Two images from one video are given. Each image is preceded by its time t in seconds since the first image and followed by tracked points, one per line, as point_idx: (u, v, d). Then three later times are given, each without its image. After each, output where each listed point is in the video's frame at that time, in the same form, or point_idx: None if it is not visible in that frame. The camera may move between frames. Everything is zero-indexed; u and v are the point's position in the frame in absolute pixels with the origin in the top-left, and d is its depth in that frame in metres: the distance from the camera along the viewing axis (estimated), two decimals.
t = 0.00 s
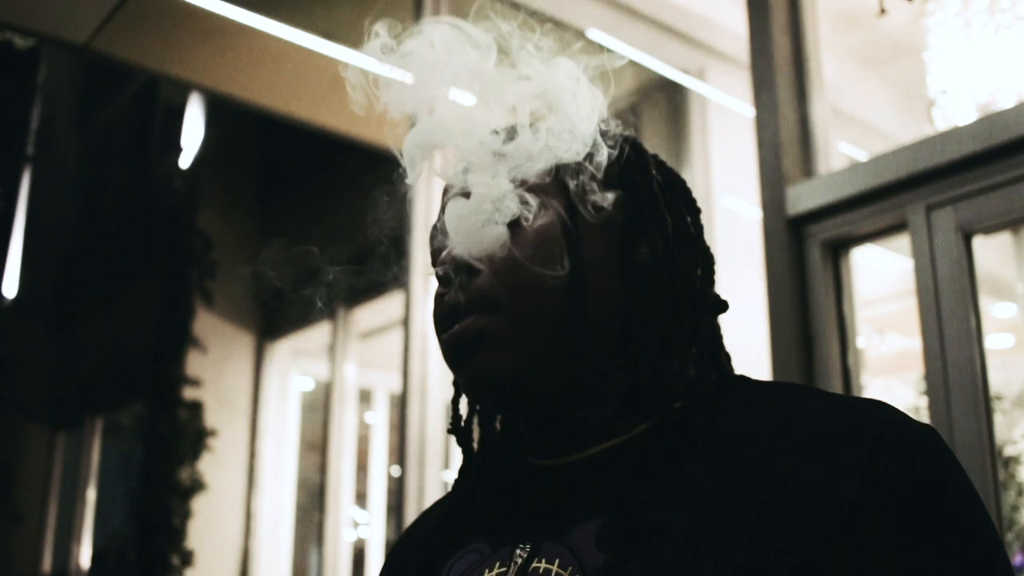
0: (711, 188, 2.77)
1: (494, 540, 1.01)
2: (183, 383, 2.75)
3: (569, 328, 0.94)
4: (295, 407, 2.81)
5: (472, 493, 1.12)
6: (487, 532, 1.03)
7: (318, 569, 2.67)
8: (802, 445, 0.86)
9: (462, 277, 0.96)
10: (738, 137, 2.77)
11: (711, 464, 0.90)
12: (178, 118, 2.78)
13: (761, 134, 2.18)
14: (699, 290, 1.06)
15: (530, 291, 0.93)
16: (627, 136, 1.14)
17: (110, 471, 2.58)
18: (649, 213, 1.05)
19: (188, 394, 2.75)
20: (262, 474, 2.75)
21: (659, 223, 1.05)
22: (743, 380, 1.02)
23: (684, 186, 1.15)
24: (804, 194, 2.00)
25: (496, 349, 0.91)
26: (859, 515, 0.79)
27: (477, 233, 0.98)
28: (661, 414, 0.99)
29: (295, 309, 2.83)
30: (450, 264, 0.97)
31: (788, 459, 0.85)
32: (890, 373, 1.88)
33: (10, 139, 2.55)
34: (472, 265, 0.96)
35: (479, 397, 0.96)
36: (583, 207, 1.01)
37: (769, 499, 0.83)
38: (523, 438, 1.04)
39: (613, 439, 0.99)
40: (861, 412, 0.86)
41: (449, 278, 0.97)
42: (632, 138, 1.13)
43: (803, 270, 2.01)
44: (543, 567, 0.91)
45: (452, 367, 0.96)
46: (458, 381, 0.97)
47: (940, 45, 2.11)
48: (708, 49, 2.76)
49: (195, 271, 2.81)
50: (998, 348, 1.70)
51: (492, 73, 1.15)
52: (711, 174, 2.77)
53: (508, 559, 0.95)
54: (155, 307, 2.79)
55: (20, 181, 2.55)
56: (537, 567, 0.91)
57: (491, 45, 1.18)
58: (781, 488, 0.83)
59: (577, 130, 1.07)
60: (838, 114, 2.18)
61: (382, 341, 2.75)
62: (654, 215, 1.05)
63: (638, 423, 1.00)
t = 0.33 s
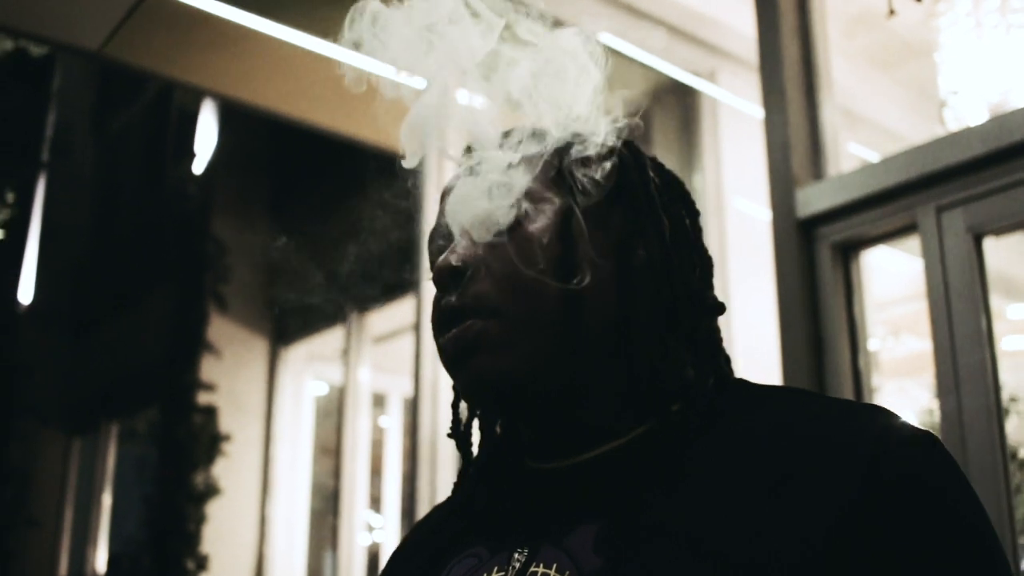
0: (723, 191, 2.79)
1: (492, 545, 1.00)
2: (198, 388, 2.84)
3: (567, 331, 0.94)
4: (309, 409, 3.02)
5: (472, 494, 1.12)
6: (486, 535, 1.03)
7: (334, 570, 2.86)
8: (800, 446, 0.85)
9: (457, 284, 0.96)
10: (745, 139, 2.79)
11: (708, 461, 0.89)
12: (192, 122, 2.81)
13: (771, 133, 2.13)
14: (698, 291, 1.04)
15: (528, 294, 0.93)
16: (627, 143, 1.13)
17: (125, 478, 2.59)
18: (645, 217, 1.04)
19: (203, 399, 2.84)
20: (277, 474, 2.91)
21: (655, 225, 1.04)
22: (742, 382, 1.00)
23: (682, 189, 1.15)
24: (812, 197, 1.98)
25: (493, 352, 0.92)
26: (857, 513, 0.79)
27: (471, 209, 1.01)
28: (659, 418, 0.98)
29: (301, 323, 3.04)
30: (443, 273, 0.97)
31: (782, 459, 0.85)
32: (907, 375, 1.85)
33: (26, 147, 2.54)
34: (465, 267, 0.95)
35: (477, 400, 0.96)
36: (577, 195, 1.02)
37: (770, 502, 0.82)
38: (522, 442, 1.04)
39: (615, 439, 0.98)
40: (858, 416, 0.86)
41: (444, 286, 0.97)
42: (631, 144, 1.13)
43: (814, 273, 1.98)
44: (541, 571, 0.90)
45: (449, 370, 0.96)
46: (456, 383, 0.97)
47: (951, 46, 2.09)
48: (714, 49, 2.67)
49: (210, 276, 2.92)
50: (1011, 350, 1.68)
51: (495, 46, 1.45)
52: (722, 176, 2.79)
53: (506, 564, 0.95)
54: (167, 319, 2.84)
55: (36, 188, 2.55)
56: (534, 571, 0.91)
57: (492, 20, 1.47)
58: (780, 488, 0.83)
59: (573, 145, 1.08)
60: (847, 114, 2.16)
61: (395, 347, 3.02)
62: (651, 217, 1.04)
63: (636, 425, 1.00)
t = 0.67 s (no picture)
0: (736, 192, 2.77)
1: (494, 546, 0.99)
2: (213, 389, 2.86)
3: (566, 331, 0.94)
4: (324, 409, 3.05)
5: (472, 495, 1.11)
6: (487, 536, 1.02)
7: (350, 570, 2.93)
8: (802, 449, 0.85)
9: (457, 287, 0.96)
10: (756, 140, 2.75)
11: (710, 461, 0.89)
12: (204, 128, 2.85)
13: (781, 132, 2.13)
14: (699, 291, 1.04)
15: (527, 297, 0.94)
16: (629, 143, 1.13)
17: (141, 480, 2.61)
18: (645, 215, 1.04)
19: (219, 400, 2.86)
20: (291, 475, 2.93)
21: (655, 224, 1.04)
22: (745, 382, 1.00)
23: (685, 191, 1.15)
24: (825, 195, 1.97)
25: (494, 354, 0.92)
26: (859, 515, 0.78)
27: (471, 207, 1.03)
28: (660, 418, 0.98)
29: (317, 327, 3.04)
30: (444, 273, 0.97)
31: (785, 460, 0.84)
32: (919, 374, 1.84)
33: (42, 151, 2.56)
34: (465, 271, 0.96)
35: (479, 404, 0.96)
36: (576, 195, 1.03)
37: (773, 503, 0.81)
38: (521, 443, 1.03)
39: (616, 441, 0.98)
40: (861, 420, 0.85)
41: (443, 290, 0.98)
42: (633, 144, 1.13)
43: (824, 270, 1.97)
44: (541, 572, 0.89)
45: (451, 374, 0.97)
46: (458, 387, 0.97)
47: (964, 43, 2.08)
48: (725, 48, 2.64)
49: (225, 277, 2.93)
50: None
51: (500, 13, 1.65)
52: (736, 176, 2.77)
53: (507, 565, 0.94)
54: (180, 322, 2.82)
55: (52, 193, 2.55)
56: (535, 572, 0.90)
57: None
58: (782, 489, 0.82)
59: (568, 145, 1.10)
60: (859, 113, 2.16)
61: (407, 348, 3.08)
62: (651, 217, 1.04)
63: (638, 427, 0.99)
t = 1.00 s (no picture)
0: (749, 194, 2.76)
1: (499, 552, 0.99)
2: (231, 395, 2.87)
3: (568, 336, 0.94)
4: (342, 414, 3.08)
5: (477, 501, 1.11)
6: (492, 542, 1.01)
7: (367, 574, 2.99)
8: (803, 456, 0.84)
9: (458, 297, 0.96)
10: (769, 144, 2.69)
11: (714, 466, 0.88)
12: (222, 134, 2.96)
13: (794, 135, 2.12)
14: (700, 295, 1.04)
15: (526, 304, 0.94)
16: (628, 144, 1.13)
17: (160, 486, 2.67)
18: (644, 217, 1.04)
19: (236, 407, 2.87)
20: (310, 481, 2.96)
21: (656, 228, 1.04)
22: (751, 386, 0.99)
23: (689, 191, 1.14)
24: (837, 198, 1.96)
25: (496, 363, 0.91)
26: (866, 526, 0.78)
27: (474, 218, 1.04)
28: (664, 423, 0.96)
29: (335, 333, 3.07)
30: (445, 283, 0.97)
31: (786, 467, 0.84)
32: (935, 377, 1.82)
33: (59, 158, 2.71)
34: (466, 281, 0.96)
35: (483, 413, 0.96)
36: (576, 200, 1.03)
37: (780, 511, 0.81)
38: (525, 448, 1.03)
39: (622, 445, 0.96)
40: (863, 427, 0.85)
41: (444, 299, 0.98)
42: (632, 144, 1.13)
43: (837, 271, 1.96)
44: None
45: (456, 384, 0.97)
46: (461, 397, 0.97)
47: (979, 44, 2.06)
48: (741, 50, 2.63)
49: (239, 286, 2.93)
50: None
51: None
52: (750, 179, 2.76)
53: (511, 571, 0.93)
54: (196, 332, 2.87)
55: (68, 202, 2.71)
56: None
57: None
58: (784, 497, 0.82)
59: (565, 149, 1.10)
60: (873, 114, 2.15)
61: (423, 352, 3.19)
62: (651, 220, 1.04)
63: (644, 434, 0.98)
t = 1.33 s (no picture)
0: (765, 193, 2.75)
1: (507, 554, 0.98)
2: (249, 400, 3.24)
3: (571, 341, 0.93)
4: (359, 417, 3.43)
5: (486, 504, 1.11)
6: (501, 544, 1.01)
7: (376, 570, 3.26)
8: (810, 458, 0.84)
9: (462, 305, 0.95)
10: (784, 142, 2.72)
11: (725, 469, 0.88)
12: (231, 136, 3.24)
13: (807, 133, 2.11)
14: (707, 293, 1.04)
15: (528, 310, 0.93)
16: (629, 141, 1.12)
17: (180, 488, 3.07)
18: (647, 217, 1.03)
19: (256, 412, 3.24)
20: (328, 490, 3.29)
21: (661, 229, 1.03)
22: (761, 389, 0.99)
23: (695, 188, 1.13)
24: (851, 197, 1.95)
25: (497, 371, 0.91)
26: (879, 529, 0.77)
27: (473, 217, 1.02)
28: (673, 425, 0.96)
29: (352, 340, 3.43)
30: (449, 290, 0.96)
31: (797, 470, 0.84)
32: (951, 375, 1.81)
33: (77, 166, 2.96)
34: (470, 287, 0.95)
35: (491, 420, 0.96)
36: (577, 202, 1.02)
37: (792, 513, 0.80)
38: (534, 449, 1.02)
39: (631, 448, 0.96)
40: (876, 430, 0.84)
41: (448, 305, 0.96)
42: (633, 141, 1.12)
43: (852, 270, 1.95)
44: None
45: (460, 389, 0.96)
46: (468, 402, 0.97)
47: (992, 42, 2.06)
48: (753, 49, 2.63)
49: (258, 288, 3.34)
50: None
51: None
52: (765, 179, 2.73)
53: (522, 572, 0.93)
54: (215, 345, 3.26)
55: (87, 205, 2.98)
56: None
57: None
58: (793, 501, 0.81)
59: (570, 146, 1.08)
60: (886, 112, 2.14)
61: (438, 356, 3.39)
62: (654, 223, 1.03)
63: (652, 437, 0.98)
